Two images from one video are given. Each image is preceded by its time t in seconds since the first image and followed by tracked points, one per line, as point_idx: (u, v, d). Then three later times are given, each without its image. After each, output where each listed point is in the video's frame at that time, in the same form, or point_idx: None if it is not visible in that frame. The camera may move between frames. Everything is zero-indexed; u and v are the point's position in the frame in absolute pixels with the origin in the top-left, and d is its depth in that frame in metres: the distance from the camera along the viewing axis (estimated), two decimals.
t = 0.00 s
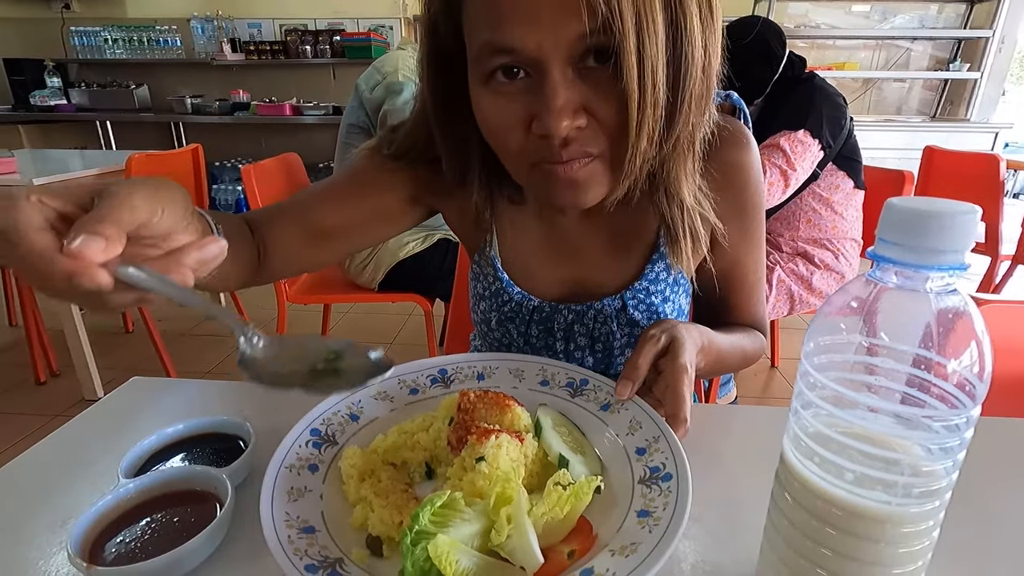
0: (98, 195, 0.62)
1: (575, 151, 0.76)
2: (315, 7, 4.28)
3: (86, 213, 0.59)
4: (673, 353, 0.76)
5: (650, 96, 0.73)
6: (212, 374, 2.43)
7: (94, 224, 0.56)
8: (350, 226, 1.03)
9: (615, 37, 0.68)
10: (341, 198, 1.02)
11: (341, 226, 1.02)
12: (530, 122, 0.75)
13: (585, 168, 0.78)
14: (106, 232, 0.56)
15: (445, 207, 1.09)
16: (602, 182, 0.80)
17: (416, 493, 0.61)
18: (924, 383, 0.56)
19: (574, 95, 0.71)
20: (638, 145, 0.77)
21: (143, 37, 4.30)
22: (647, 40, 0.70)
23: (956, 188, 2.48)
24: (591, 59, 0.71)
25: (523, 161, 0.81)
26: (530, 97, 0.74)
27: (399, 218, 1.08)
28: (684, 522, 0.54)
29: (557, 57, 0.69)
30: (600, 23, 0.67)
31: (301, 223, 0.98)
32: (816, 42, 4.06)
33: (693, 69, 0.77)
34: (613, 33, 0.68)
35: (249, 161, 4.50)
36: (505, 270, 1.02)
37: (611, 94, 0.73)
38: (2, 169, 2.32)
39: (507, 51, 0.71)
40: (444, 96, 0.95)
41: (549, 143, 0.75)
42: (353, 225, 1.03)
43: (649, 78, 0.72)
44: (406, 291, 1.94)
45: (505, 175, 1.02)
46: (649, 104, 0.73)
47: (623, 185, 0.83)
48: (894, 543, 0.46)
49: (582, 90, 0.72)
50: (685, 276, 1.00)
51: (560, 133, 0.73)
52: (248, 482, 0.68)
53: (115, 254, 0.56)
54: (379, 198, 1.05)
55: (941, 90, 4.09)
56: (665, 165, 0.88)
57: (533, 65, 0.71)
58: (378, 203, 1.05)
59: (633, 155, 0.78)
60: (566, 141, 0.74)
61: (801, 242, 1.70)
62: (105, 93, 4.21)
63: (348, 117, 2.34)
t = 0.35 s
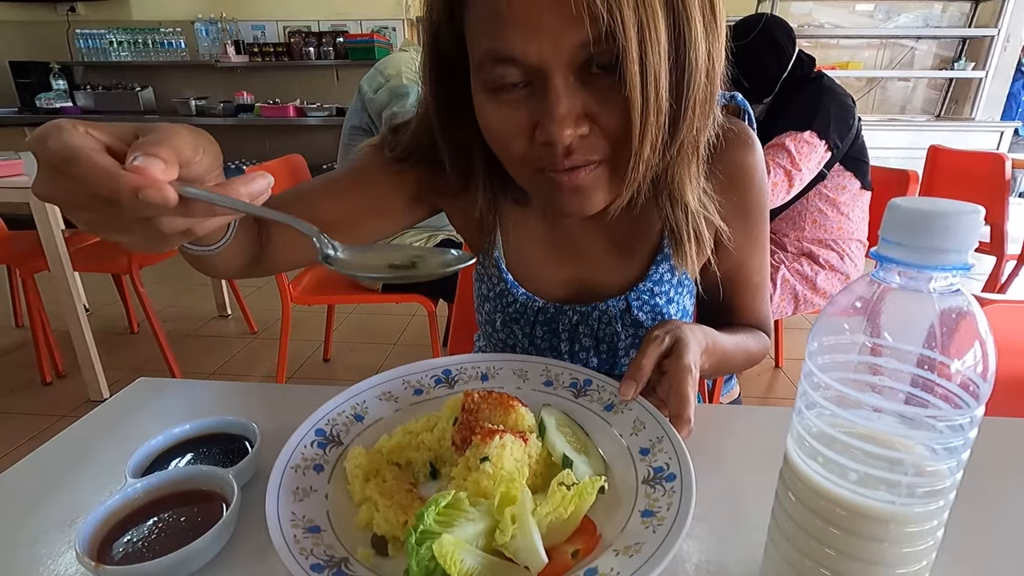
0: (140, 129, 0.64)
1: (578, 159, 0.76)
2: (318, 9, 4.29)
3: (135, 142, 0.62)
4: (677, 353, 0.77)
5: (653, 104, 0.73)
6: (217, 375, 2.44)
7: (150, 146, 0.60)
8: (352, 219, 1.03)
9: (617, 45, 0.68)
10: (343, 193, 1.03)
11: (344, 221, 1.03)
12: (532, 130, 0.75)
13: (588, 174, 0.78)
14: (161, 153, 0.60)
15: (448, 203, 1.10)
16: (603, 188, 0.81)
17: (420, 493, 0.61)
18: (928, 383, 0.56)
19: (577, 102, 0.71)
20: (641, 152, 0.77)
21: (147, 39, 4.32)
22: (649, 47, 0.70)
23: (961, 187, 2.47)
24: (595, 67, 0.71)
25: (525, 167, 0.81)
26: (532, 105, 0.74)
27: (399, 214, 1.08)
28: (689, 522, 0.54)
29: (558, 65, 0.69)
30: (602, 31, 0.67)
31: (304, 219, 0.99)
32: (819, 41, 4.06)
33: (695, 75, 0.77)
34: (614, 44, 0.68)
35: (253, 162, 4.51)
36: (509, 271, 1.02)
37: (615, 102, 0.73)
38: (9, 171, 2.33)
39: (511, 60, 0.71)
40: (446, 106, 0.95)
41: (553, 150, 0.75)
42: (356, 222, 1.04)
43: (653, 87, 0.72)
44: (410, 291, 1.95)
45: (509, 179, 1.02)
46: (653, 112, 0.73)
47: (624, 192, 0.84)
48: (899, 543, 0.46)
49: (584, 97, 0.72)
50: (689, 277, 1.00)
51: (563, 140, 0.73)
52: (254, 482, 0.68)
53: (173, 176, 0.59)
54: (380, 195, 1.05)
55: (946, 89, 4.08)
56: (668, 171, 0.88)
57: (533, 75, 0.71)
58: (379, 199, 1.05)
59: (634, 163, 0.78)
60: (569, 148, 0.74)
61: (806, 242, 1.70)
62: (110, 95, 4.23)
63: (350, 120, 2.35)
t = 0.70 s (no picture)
0: (173, 146, 0.66)
1: (576, 153, 0.77)
2: (321, 10, 4.30)
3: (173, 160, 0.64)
4: (679, 355, 0.77)
5: (653, 100, 0.73)
6: (220, 375, 2.45)
7: (189, 165, 0.63)
8: (357, 219, 1.04)
9: (617, 40, 0.68)
10: (350, 193, 1.03)
11: (352, 223, 1.04)
12: (533, 123, 0.76)
13: (583, 169, 0.79)
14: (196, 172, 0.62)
15: (450, 199, 1.10)
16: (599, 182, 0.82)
17: (424, 493, 0.62)
18: (929, 384, 0.56)
19: (577, 97, 0.72)
20: (640, 149, 0.77)
21: (151, 41, 4.34)
22: (651, 43, 0.70)
23: (963, 187, 2.47)
24: (597, 62, 0.71)
25: (525, 160, 0.83)
26: (533, 99, 0.74)
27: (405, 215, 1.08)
28: (690, 521, 0.55)
29: (559, 59, 0.69)
30: (602, 25, 0.67)
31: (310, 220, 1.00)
32: (821, 41, 4.06)
33: (696, 74, 0.77)
34: (614, 39, 0.68)
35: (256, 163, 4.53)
36: (512, 271, 1.03)
37: (615, 96, 0.73)
38: (14, 173, 2.34)
39: (514, 55, 0.71)
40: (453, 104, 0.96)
41: (553, 141, 0.75)
42: (362, 222, 1.05)
43: (654, 82, 0.71)
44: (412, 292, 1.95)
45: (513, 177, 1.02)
46: (653, 108, 0.73)
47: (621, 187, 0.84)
48: (899, 543, 0.46)
49: (584, 93, 0.72)
50: (691, 277, 1.01)
51: (561, 134, 0.73)
52: (259, 482, 0.68)
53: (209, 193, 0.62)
54: (385, 195, 1.06)
55: (948, 89, 4.08)
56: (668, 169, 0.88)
57: (536, 70, 0.71)
58: (383, 200, 1.06)
59: (633, 160, 0.78)
60: (568, 142, 0.75)
61: (810, 242, 1.70)
62: (113, 96, 4.24)
63: (354, 121, 2.32)
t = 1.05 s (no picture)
0: (215, 168, 0.71)
1: (575, 123, 0.77)
2: (322, 11, 4.30)
3: (216, 183, 0.70)
4: (680, 356, 0.77)
5: (650, 76, 0.73)
6: (221, 376, 2.46)
7: (233, 190, 0.68)
8: (363, 218, 1.04)
9: (620, 14, 0.69)
10: (357, 193, 1.04)
11: (361, 221, 1.04)
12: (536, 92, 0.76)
13: (580, 142, 0.79)
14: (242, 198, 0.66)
15: (451, 193, 1.10)
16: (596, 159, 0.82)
17: (424, 494, 0.62)
18: (929, 387, 0.56)
19: (579, 71, 0.73)
20: (632, 125, 0.77)
21: (153, 42, 4.36)
22: (652, 24, 0.70)
23: (964, 189, 2.47)
24: (601, 35, 0.72)
25: (527, 130, 0.82)
26: (538, 69, 0.75)
27: (410, 213, 1.09)
28: (691, 522, 0.55)
29: (567, 28, 0.70)
30: None
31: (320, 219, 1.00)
32: (823, 43, 4.06)
33: (695, 58, 0.77)
34: (618, 13, 0.69)
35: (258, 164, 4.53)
36: (514, 267, 1.02)
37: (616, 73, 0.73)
38: (16, 173, 2.35)
39: (522, 21, 0.71)
40: (464, 66, 0.97)
41: (552, 111, 0.75)
42: (369, 222, 1.05)
43: (651, 55, 0.72)
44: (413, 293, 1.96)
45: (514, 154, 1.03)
46: (649, 84, 0.74)
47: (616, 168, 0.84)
48: (899, 545, 0.46)
49: (586, 67, 0.73)
50: (690, 273, 1.01)
51: (562, 103, 0.73)
52: (260, 483, 0.68)
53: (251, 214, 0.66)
54: (391, 194, 1.06)
55: (950, 91, 4.07)
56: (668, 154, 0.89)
57: (543, 40, 0.72)
58: (394, 198, 1.06)
59: (626, 136, 0.78)
60: (567, 112, 0.75)
61: (814, 244, 1.70)
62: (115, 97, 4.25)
63: (356, 122, 2.32)
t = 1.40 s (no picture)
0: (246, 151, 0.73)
1: (581, 97, 0.76)
2: (326, 9, 4.31)
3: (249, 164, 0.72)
4: (685, 354, 0.77)
5: (662, 57, 0.73)
6: (225, 374, 2.46)
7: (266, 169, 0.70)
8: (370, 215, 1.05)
9: None
10: (365, 188, 1.04)
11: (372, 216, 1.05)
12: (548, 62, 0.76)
13: (585, 115, 0.78)
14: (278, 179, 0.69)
15: (455, 189, 1.10)
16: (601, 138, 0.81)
17: (429, 491, 0.62)
18: (936, 385, 0.56)
19: (591, 45, 0.73)
20: (641, 105, 0.76)
21: (157, 40, 4.37)
22: (669, 8, 0.70)
23: (970, 190, 2.46)
24: (617, 17, 0.72)
25: (529, 99, 0.81)
26: (551, 41, 0.75)
27: (416, 209, 1.09)
28: (696, 520, 0.55)
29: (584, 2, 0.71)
30: None
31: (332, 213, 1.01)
32: (827, 41, 4.05)
33: (707, 49, 0.77)
34: None
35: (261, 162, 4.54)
36: (520, 261, 1.02)
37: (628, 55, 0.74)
38: (22, 171, 2.36)
39: None
40: (482, 51, 0.96)
41: (560, 82, 0.75)
42: (379, 217, 1.06)
43: (665, 37, 0.72)
44: (417, 291, 1.96)
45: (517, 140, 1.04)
46: (661, 67, 0.74)
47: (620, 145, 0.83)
48: (906, 543, 0.46)
49: (598, 44, 0.73)
50: (692, 267, 1.01)
51: (569, 74, 0.73)
52: (266, 479, 0.69)
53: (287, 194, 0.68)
54: (398, 187, 1.05)
55: (955, 90, 4.05)
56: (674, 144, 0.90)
57: (559, 12, 0.73)
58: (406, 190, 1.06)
59: (634, 114, 0.77)
60: (574, 85, 0.74)
61: (816, 244, 1.70)
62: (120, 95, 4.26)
63: (359, 121, 2.33)
